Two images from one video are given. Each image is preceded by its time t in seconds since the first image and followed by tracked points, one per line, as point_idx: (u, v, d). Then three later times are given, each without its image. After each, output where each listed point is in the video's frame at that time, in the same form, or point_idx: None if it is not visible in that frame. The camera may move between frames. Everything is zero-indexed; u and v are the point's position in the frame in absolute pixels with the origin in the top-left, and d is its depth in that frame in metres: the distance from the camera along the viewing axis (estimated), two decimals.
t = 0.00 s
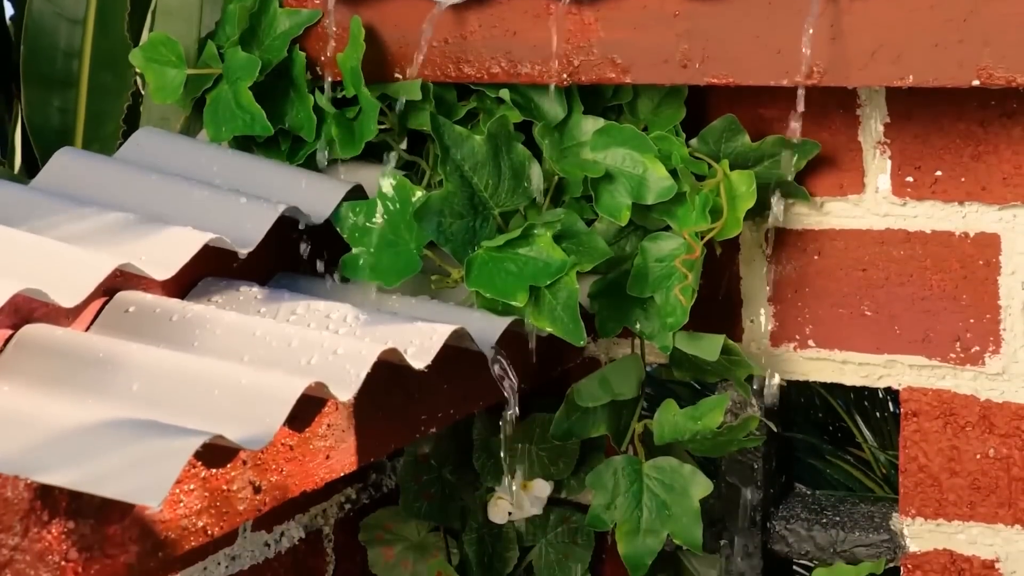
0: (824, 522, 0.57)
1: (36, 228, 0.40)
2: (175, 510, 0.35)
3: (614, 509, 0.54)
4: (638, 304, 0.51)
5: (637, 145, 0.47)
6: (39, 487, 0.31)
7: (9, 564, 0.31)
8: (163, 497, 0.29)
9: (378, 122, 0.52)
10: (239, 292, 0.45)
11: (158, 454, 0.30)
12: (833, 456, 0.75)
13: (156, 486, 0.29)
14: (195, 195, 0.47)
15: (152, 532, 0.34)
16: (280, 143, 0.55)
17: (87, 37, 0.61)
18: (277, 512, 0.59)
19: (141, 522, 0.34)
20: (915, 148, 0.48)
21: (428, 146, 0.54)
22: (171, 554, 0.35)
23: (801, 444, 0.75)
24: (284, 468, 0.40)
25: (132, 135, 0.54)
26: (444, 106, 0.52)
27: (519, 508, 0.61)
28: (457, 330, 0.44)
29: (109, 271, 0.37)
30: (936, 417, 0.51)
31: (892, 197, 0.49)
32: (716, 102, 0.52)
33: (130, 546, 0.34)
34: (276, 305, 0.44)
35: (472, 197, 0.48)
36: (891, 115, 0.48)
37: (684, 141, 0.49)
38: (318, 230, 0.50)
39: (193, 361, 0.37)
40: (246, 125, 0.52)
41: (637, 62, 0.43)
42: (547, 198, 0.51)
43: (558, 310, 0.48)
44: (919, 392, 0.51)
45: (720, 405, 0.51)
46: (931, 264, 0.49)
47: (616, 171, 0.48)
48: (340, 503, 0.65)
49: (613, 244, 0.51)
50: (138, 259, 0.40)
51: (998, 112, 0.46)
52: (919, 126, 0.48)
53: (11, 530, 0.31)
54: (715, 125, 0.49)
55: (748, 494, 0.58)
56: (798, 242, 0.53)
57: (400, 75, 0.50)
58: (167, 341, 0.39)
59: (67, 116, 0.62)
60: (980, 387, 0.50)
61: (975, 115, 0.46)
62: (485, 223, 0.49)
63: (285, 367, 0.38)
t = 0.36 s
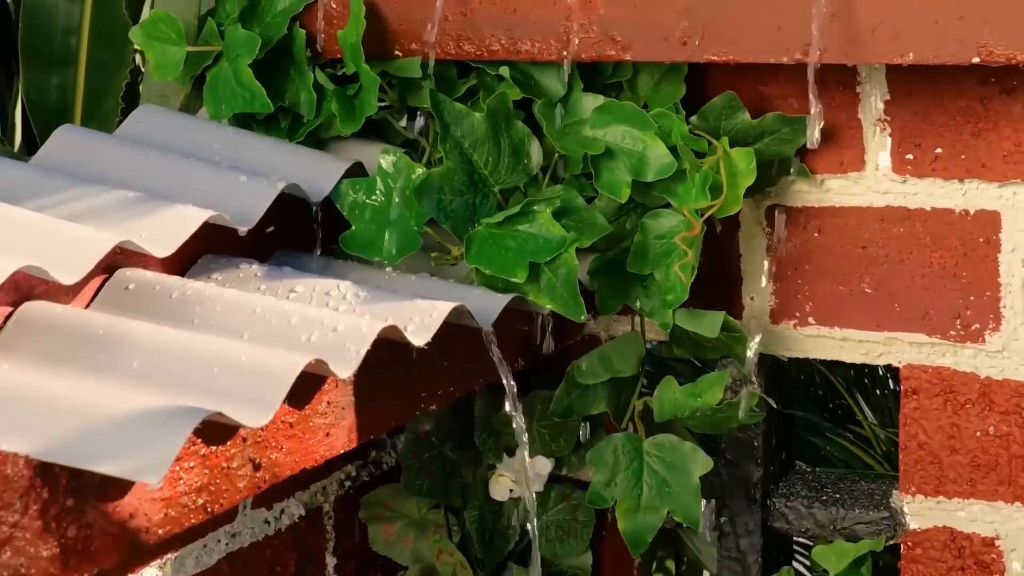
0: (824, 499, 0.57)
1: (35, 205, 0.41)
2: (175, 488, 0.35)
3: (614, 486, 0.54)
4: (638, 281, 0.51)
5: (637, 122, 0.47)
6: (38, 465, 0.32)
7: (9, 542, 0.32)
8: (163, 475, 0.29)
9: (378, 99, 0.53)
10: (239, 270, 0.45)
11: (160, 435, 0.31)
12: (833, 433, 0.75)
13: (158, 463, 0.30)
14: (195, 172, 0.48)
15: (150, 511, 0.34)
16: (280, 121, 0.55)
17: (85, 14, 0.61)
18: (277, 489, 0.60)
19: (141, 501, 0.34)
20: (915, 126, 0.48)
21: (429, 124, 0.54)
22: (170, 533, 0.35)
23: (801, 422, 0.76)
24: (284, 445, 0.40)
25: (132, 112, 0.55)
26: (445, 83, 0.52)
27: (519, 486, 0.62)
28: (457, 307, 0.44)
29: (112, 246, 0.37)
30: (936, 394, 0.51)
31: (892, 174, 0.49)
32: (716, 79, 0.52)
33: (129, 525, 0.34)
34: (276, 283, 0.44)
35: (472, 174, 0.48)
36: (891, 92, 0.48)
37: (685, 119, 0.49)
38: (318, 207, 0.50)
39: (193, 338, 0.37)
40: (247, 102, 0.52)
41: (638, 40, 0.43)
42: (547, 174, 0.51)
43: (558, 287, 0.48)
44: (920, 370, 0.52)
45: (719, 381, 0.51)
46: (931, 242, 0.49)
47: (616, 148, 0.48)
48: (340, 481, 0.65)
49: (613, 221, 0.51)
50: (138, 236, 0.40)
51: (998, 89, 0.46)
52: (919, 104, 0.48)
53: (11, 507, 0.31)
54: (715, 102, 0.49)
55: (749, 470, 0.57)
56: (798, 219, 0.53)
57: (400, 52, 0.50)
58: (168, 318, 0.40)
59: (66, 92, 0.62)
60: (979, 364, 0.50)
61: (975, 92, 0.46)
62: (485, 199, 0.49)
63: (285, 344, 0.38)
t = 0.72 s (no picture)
0: (824, 477, 0.56)
1: (36, 185, 0.41)
2: (175, 466, 0.36)
3: (614, 464, 0.55)
4: (638, 260, 0.51)
5: (637, 101, 0.47)
6: (39, 443, 0.32)
7: (9, 521, 0.32)
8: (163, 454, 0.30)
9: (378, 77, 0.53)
10: (239, 249, 0.45)
11: (160, 415, 0.31)
12: (834, 412, 0.76)
13: (157, 443, 0.30)
14: (195, 150, 0.48)
15: (151, 489, 0.35)
16: (280, 100, 0.55)
17: None
18: (277, 468, 0.60)
19: (141, 479, 0.35)
20: (915, 104, 0.48)
21: (429, 103, 0.54)
22: (170, 510, 0.36)
23: (800, 399, 0.78)
24: (284, 423, 0.40)
25: (133, 91, 0.55)
26: (444, 62, 0.52)
27: (518, 464, 0.62)
28: (457, 286, 0.44)
29: (110, 226, 0.37)
30: (936, 372, 0.52)
31: (892, 152, 0.49)
32: (716, 57, 0.52)
33: (131, 499, 0.35)
34: (276, 261, 0.45)
35: (473, 153, 0.48)
36: (891, 70, 0.48)
37: (684, 97, 0.49)
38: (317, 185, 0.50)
39: (193, 317, 0.37)
40: (247, 81, 0.52)
41: (637, 18, 0.43)
42: (547, 153, 0.51)
43: (558, 266, 0.48)
44: (920, 348, 0.52)
45: (720, 359, 0.51)
46: (932, 220, 0.49)
47: (616, 127, 0.48)
48: (340, 459, 0.66)
49: (613, 199, 0.51)
50: (138, 214, 0.40)
51: (998, 67, 0.46)
52: (919, 82, 0.48)
53: (11, 485, 0.32)
54: (715, 80, 0.49)
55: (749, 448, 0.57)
56: (798, 198, 0.53)
57: (400, 31, 0.50)
58: (169, 297, 0.40)
59: (65, 71, 0.62)
60: (980, 342, 0.50)
61: (975, 71, 0.46)
62: (485, 178, 0.49)
63: (285, 322, 0.39)
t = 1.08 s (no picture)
0: (824, 457, 0.58)
1: (36, 164, 0.41)
2: (175, 446, 0.37)
3: (614, 443, 0.55)
4: (638, 238, 0.51)
5: (637, 80, 0.47)
6: (38, 423, 0.32)
7: (9, 500, 0.33)
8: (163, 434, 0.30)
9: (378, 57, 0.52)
10: (239, 229, 0.45)
11: (160, 394, 0.31)
12: (834, 391, 0.74)
13: (157, 423, 0.30)
14: (195, 130, 0.48)
15: (151, 468, 0.36)
16: (280, 79, 0.55)
17: None
18: (277, 448, 0.61)
19: (142, 458, 0.35)
20: (915, 84, 0.48)
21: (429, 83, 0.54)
22: (171, 490, 0.37)
23: (801, 379, 0.75)
24: (284, 402, 0.41)
25: (132, 69, 0.55)
26: (444, 41, 0.51)
27: (518, 445, 0.63)
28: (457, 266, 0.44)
29: (109, 205, 0.37)
30: (936, 351, 0.52)
31: (892, 131, 0.49)
32: (716, 36, 0.51)
33: (132, 479, 0.35)
34: (275, 240, 0.45)
35: (473, 132, 0.48)
36: (891, 50, 0.48)
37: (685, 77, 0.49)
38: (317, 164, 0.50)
39: (192, 296, 0.37)
40: (247, 60, 0.52)
41: None
42: (547, 132, 0.51)
43: (558, 245, 0.48)
44: (920, 327, 0.52)
45: (720, 339, 0.52)
46: (931, 199, 0.49)
47: (616, 106, 0.48)
48: (340, 438, 0.66)
49: (614, 178, 0.51)
50: (138, 194, 0.40)
51: (999, 46, 0.46)
52: (919, 61, 0.48)
53: (11, 465, 0.32)
54: (715, 60, 0.48)
55: (748, 428, 0.59)
56: (798, 177, 0.53)
57: (400, 10, 0.50)
58: (169, 276, 0.40)
59: (64, 51, 0.62)
60: (979, 322, 0.50)
61: (975, 50, 0.46)
62: (485, 157, 0.49)
63: (285, 301, 0.39)
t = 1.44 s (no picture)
0: (824, 437, 0.58)
1: (36, 145, 0.41)
2: (176, 426, 0.37)
3: (614, 424, 0.55)
4: (638, 218, 0.51)
5: (637, 60, 0.47)
6: (38, 404, 0.33)
7: (9, 481, 0.33)
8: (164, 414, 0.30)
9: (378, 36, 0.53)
10: (240, 210, 0.46)
11: (160, 374, 0.32)
12: (833, 371, 0.76)
13: (157, 403, 0.31)
14: (195, 111, 0.48)
15: (151, 448, 0.36)
16: (280, 59, 0.55)
17: None
18: (277, 428, 0.61)
19: (142, 439, 0.36)
20: (916, 64, 0.48)
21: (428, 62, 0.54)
22: (172, 469, 0.38)
23: (801, 359, 0.77)
24: (284, 382, 0.41)
25: (132, 50, 0.54)
26: (444, 22, 0.51)
27: (519, 423, 0.64)
28: (457, 247, 0.44)
29: (109, 186, 0.37)
30: (936, 332, 0.52)
31: (892, 112, 0.49)
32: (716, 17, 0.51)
33: (134, 458, 0.36)
34: (275, 221, 0.45)
35: (473, 112, 0.48)
36: (891, 30, 0.48)
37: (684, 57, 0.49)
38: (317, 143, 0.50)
39: (192, 277, 0.38)
40: (247, 41, 0.52)
41: None
42: (547, 113, 0.51)
43: (558, 225, 0.48)
44: (920, 308, 0.52)
45: (720, 320, 0.52)
46: (932, 179, 0.49)
47: (616, 87, 0.48)
48: (340, 419, 0.67)
49: (614, 159, 0.51)
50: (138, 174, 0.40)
51: (999, 27, 0.46)
52: (919, 42, 0.47)
53: (11, 445, 0.33)
54: (715, 40, 0.48)
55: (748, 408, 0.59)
56: (798, 158, 0.52)
57: None
58: (169, 257, 0.40)
59: (63, 31, 0.62)
60: (979, 302, 0.50)
61: (975, 31, 0.46)
62: (485, 137, 0.49)
63: (285, 282, 0.39)
